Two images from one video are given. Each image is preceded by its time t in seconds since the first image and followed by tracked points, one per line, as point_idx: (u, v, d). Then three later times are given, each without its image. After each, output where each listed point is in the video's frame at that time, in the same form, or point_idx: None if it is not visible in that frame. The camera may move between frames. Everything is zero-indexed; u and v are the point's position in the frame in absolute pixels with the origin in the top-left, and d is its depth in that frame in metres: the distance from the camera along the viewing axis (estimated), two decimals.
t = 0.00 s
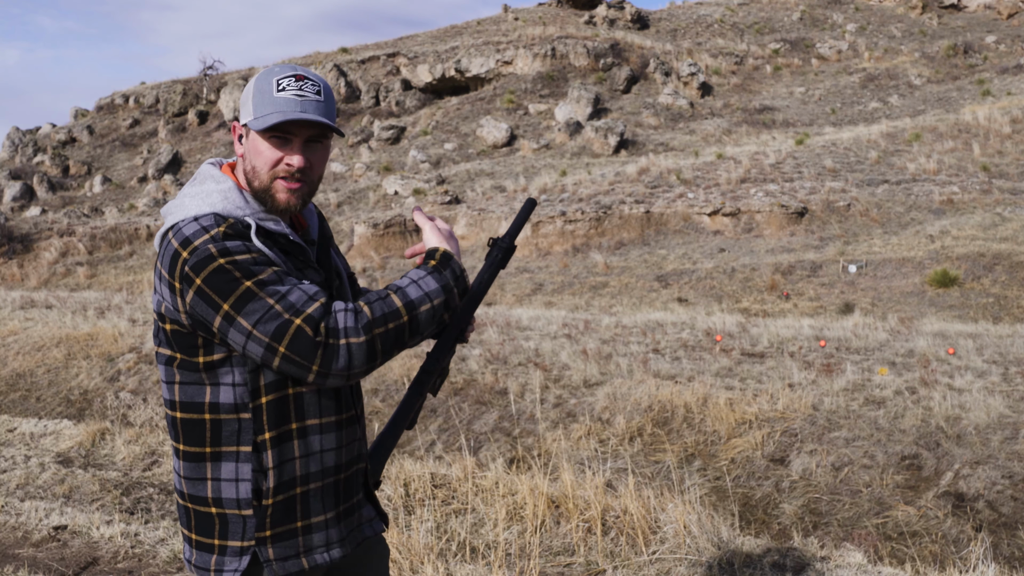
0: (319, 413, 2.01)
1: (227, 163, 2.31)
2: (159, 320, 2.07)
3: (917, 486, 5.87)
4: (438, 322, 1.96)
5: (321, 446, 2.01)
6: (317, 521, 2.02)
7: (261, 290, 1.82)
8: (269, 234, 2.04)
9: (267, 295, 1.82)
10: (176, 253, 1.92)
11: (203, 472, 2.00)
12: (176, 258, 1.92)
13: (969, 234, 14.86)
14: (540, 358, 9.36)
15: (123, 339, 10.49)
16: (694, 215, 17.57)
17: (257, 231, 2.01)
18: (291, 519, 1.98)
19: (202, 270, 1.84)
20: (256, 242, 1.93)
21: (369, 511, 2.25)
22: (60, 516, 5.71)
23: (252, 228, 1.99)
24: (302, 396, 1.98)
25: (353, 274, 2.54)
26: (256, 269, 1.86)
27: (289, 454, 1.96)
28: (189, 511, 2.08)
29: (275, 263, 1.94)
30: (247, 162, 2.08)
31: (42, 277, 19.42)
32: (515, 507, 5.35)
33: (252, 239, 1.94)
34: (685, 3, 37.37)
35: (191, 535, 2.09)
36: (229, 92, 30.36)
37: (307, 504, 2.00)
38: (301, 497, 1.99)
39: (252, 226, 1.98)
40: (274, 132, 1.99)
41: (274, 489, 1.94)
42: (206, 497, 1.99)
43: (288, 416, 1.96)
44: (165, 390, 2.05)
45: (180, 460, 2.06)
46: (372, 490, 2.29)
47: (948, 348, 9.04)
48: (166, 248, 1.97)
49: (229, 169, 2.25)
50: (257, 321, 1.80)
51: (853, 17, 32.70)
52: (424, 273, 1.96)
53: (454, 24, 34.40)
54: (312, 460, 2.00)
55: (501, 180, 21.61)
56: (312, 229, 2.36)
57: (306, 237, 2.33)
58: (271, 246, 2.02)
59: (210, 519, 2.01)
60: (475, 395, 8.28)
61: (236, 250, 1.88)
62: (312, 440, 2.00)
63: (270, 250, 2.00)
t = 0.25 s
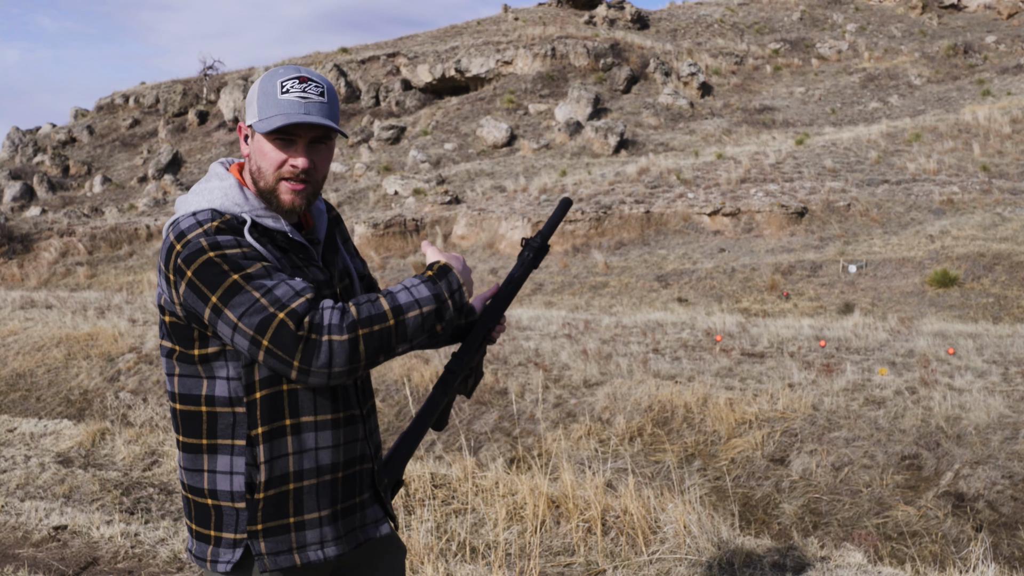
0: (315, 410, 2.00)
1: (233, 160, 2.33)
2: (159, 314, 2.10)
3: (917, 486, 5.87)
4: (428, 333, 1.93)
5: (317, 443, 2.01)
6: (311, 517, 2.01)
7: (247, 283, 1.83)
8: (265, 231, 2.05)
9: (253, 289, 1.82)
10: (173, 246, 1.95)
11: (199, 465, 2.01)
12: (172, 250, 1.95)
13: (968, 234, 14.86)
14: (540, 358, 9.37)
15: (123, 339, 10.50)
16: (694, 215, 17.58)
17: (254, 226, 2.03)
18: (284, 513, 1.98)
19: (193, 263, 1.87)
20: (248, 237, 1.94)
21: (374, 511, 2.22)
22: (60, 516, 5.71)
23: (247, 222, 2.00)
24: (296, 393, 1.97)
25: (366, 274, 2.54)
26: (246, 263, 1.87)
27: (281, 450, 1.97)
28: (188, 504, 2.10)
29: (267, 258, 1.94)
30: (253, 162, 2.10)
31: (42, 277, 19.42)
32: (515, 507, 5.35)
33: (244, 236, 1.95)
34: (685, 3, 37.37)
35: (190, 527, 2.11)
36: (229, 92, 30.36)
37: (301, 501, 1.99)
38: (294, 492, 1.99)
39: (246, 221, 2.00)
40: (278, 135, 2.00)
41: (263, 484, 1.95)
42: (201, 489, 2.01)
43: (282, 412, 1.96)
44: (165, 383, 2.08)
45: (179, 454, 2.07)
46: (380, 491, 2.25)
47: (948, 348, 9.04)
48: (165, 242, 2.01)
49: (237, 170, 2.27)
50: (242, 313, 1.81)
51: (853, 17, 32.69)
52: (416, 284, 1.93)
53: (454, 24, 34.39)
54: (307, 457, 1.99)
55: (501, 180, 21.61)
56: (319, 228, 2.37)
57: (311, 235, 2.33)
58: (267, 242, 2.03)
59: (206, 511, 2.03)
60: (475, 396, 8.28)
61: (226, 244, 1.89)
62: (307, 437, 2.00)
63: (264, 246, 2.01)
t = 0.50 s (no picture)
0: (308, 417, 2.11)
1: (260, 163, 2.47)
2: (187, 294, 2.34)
3: (917, 486, 5.87)
4: (342, 442, 1.96)
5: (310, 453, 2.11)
6: (304, 522, 2.11)
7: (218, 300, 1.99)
8: (282, 230, 2.20)
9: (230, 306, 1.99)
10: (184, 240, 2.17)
11: (204, 451, 2.20)
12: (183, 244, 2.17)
13: (969, 234, 14.86)
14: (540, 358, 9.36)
15: (123, 339, 10.49)
16: (694, 215, 17.58)
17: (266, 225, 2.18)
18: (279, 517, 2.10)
19: (187, 263, 2.07)
20: (242, 248, 2.08)
21: (380, 517, 2.25)
22: (60, 516, 5.71)
23: (259, 225, 2.16)
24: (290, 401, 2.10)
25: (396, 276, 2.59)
26: (221, 283, 2.03)
27: (272, 456, 2.09)
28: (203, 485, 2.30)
29: (254, 278, 2.07)
30: (284, 165, 2.23)
31: (42, 277, 19.41)
32: (515, 507, 5.35)
33: (247, 239, 2.11)
34: (685, 3, 37.33)
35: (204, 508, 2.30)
36: (229, 92, 30.37)
37: (293, 505, 2.11)
38: (286, 496, 2.10)
39: (256, 226, 2.15)
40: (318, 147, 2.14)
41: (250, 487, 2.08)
42: (205, 475, 2.20)
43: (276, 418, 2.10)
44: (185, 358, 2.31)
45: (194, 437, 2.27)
46: (391, 495, 2.29)
47: (949, 348, 9.04)
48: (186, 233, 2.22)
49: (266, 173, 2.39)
50: (196, 328, 1.99)
51: (853, 17, 32.68)
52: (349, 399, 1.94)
53: (454, 24, 34.39)
54: (299, 463, 2.11)
55: (501, 180, 21.61)
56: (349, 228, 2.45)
57: (335, 233, 2.40)
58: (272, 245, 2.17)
59: (210, 496, 2.21)
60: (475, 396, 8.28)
61: (217, 253, 2.06)
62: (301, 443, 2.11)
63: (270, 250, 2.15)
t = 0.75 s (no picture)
0: (319, 408, 2.17)
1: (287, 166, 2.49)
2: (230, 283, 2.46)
3: (917, 486, 5.87)
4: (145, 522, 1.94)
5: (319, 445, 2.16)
6: (316, 510, 2.17)
7: (195, 297, 2.07)
8: (302, 224, 2.25)
9: (223, 301, 2.09)
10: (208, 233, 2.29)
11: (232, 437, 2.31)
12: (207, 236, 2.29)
13: (969, 234, 14.86)
14: (540, 358, 9.36)
15: (123, 339, 10.49)
16: (694, 215, 17.58)
17: (281, 219, 2.25)
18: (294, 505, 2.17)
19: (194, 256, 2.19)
20: (241, 245, 2.14)
21: (397, 510, 2.26)
22: (60, 516, 5.71)
23: (273, 219, 2.22)
24: (302, 392, 2.16)
25: (430, 269, 2.56)
26: (206, 280, 2.10)
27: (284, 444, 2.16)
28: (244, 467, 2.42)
29: (247, 275, 2.13)
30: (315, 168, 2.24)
31: (42, 277, 19.41)
32: (515, 507, 5.35)
33: (257, 233, 2.18)
34: (685, 3, 37.33)
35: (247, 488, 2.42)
36: (229, 92, 30.38)
37: (306, 493, 2.17)
38: (298, 483, 2.17)
39: (270, 221, 2.21)
40: (354, 154, 2.15)
41: (253, 477, 2.16)
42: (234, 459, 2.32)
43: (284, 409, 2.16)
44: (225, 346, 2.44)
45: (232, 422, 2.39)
46: (410, 488, 2.29)
47: (949, 348, 9.04)
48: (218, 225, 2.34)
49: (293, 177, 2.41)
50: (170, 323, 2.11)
51: (853, 17, 32.67)
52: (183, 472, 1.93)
53: (454, 24, 34.39)
54: (311, 452, 2.17)
55: (501, 180, 21.61)
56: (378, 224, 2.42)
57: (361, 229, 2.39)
58: (284, 238, 2.22)
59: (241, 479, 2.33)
60: (475, 396, 8.28)
61: (215, 251, 2.13)
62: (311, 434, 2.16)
63: (283, 242, 2.21)
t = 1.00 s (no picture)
0: (310, 402, 2.24)
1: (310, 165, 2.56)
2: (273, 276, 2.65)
3: (917, 486, 5.87)
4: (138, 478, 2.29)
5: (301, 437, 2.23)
6: (296, 501, 2.23)
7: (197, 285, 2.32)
8: (311, 222, 2.33)
9: (222, 293, 2.29)
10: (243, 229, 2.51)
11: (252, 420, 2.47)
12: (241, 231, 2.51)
13: (969, 234, 14.86)
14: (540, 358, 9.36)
15: (123, 339, 10.49)
16: (694, 215, 17.58)
17: (292, 216, 2.35)
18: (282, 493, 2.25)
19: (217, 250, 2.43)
20: (242, 242, 2.31)
21: (379, 516, 2.24)
22: (60, 516, 5.71)
23: (282, 216, 2.33)
24: (297, 384, 2.24)
25: (452, 276, 2.48)
26: (210, 273, 2.32)
27: (276, 431, 2.26)
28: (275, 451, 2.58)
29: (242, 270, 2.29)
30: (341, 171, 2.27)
31: (42, 277, 19.40)
32: (515, 507, 5.35)
33: (261, 229, 2.32)
34: (685, 3, 37.33)
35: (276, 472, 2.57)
36: (229, 92, 30.38)
37: (291, 482, 2.24)
38: (284, 473, 2.25)
39: (277, 217, 2.33)
40: (380, 162, 2.18)
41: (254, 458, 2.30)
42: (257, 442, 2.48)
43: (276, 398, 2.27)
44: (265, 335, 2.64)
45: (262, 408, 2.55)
46: (396, 496, 2.25)
47: (948, 348, 9.04)
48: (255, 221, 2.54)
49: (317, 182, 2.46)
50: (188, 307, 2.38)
51: (853, 17, 32.67)
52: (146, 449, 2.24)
53: (454, 24, 34.39)
54: (297, 443, 2.24)
55: (501, 180, 21.62)
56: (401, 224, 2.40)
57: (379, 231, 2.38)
58: (289, 235, 2.32)
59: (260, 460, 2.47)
60: (475, 396, 8.28)
61: (221, 245, 2.33)
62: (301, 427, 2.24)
63: (287, 238, 2.31)
